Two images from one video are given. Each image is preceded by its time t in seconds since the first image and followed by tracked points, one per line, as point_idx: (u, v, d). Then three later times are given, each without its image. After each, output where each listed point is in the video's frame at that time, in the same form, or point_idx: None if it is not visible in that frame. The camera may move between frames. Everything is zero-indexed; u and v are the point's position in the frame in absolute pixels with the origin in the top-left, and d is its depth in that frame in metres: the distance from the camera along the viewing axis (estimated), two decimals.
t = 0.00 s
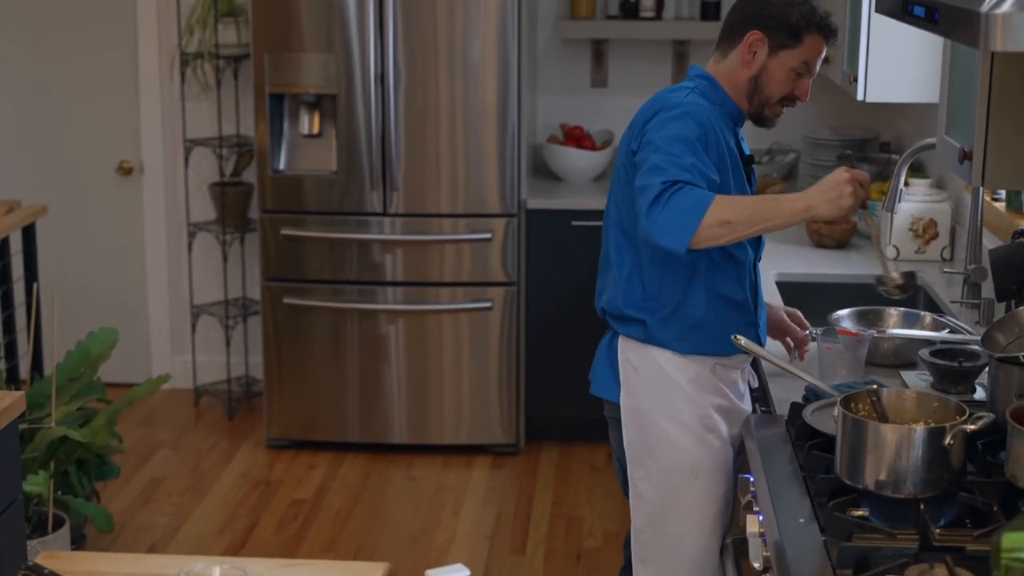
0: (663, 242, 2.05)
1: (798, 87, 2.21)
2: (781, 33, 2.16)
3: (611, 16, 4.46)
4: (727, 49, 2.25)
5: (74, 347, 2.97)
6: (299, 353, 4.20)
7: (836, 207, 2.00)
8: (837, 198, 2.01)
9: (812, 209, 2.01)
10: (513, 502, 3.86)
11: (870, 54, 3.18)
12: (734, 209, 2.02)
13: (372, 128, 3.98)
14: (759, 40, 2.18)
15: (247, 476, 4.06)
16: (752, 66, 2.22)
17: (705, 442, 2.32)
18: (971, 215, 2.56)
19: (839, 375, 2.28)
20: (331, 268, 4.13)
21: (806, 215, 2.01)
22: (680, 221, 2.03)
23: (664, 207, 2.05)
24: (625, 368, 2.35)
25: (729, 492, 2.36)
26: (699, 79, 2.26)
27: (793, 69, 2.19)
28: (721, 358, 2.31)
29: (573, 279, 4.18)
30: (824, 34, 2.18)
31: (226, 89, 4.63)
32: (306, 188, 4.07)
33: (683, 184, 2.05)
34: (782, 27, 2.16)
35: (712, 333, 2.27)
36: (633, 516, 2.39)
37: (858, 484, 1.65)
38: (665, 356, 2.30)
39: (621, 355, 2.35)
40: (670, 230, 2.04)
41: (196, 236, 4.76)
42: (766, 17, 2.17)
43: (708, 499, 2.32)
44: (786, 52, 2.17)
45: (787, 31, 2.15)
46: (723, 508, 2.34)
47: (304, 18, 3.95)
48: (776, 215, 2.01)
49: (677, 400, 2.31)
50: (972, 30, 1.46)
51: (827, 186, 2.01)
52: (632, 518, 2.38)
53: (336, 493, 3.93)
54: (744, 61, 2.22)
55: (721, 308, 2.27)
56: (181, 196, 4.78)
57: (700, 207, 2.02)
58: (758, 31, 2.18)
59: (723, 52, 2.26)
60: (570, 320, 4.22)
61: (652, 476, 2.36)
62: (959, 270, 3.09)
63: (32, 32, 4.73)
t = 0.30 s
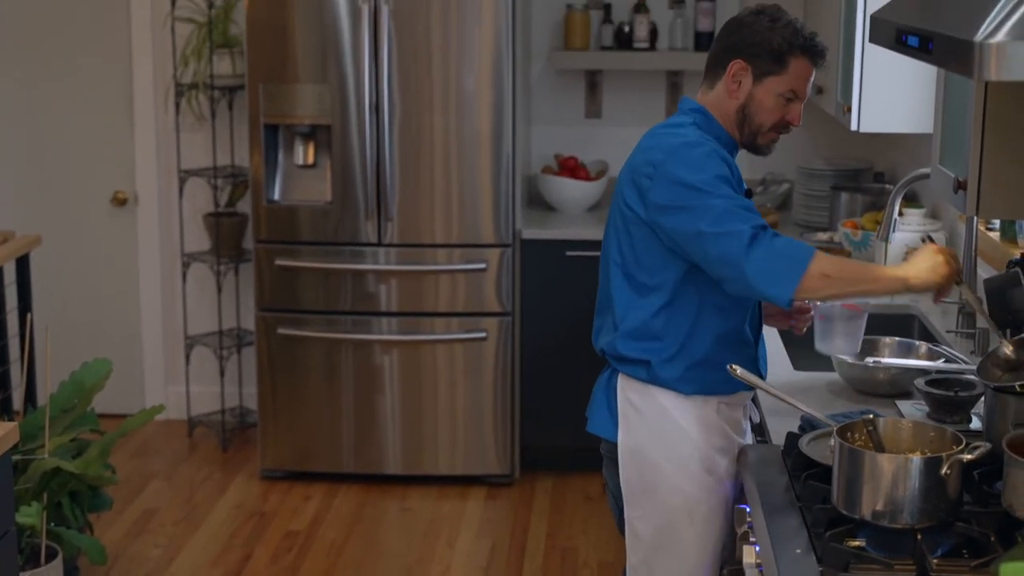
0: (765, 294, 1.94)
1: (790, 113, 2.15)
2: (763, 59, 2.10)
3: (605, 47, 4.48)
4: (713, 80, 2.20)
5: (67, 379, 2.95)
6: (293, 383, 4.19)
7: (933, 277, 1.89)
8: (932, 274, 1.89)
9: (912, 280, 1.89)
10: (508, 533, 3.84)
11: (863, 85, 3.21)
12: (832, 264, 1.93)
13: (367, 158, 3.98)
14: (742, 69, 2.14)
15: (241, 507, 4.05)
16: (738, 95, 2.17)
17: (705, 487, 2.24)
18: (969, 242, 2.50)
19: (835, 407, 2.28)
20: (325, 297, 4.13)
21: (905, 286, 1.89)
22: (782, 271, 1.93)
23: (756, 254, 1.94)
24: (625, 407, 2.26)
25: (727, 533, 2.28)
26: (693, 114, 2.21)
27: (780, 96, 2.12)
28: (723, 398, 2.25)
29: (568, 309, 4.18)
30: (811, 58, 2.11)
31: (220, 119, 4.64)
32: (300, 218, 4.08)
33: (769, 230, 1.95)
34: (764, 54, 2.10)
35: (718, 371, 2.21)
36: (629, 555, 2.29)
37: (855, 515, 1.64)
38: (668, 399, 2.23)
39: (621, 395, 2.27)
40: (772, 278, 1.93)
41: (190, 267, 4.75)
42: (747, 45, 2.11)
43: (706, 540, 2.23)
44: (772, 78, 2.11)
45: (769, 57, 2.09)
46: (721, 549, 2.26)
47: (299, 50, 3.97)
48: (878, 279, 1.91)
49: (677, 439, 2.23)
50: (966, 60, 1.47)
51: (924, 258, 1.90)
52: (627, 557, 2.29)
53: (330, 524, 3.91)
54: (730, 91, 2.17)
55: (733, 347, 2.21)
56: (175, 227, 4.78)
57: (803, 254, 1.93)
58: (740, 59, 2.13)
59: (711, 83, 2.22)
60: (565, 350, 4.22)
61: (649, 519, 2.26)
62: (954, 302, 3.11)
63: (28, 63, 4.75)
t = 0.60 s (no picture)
0: (827, 338, 1.91)
1: (804, 145, 2.13)
2: (780, 91, 2.07)
3: (602, 74, 4.51)
4: (726, 110, 2.17)
5: (65, 405, 2.91)
6: (291, 409, 4.18)
7: (986, 337, 1.97)
8: (984, 334, 1.97)
9: (966, 339, 1.96)
10: (507, 559, 3.83)
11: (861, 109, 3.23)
12: (890, 313, 1.93)
13: (365, 185, 3.99)
14: (757, 100, 2.10)
15: (238, 533, 4.03)
16: (753, 127, 2.14)
17: (721, 521, 2.16)
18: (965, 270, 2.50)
19: (834, 432, 2.28)
20: (323, 323, 4.13)
21: (962, 343, 1.96)
22: (845, 315, 1.91)
23: (815, 297, 1.91)
24: (640, 444, 2.16)
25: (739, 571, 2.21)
26: (710, 146, 2.16)
27: (796, 128, 2.10)
28: (740, 435, 2.17)
29: (566, 335, 4.18)
30: (827, 90, 2.09)
31: (219, 145, 4.66)
32: (298, 245, 4.08)
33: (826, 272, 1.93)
34: (780, 85, 2.07)
35: (741, 411, 2.14)
36: None
37: (855, 538, 1.63)
38: (689, 437, 2.14)
39: (635, 432, 2.16)
40: (835, 323, 1.91)
41: (188, 292, 4.76)
42: (762, 76, 2.08)
43: None
44: (788, 111, 2.08)
45: (785, 88, 2.06)
46: None
47: (297, 78, 3.99)
48: (936, 337, 1.95)
49: (695, 478, 2.14)
50: (964, 85, 1.48)
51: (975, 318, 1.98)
52: None
53: (328, 549, 3.90)
54: (745, 122, 2.14)
55: (758, 387, 2.16)
56: (173, 253, 4.78)
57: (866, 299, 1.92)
58: (756, 91, 2.10)
59: (724, 114, 2.18)
60: (563, 375, 4.22)
61: (664, 556, 2.18)
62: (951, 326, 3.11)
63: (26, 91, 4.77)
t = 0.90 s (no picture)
0: (851, 351, 1.88)
1: (825, 166, 2.06)
2: (805, 109, 2.01)
3: (598, 88, 4.53)
4: (748, 127, 2.09)
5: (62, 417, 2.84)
6: (289, 423, 4.19)
7: (1007, 354, 1.91)
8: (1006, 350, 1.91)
9: (985, 350, 1.90)
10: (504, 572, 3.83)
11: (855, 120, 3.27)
12: (913, 325, 1.91)
13: (362, 198, 4.01)
14: (782, 117, 2.03)
15: (236, 546, 4.03)
16: (777, 145, 2.06)
17: (728, 541, 2.12)
18: (960, 281, 2.49)
19: (831, 442, 2.29)
20: (320, 336, 4.13)
21: (979, 355, 1.91)
22: (868, 328, 1.88)
23: (841, 310, 1.88)
24: (650, 465, 2.09)
25: None
26: (729, 161, 2.09)
27: (819, 147, 2.03)
28: (749, 454, 2.12)
29: (564, 349, 4.19)
30: (851, 109, 2.03)
31: (216, 159, 4.68)
32: (295, 258, 4.09)
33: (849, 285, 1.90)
34: (806, 103, 2.00)
35: (754, 428, 2.09)
36: None
37: (853, 547, 1.64)
38: (699, 457, 2.08)
39: (645, 452, 2.10)
40: (859, 336, 1.88)
41: (185, 306, 4.76)
42: (788, 93, 2.02)
43: None
44: (812, 129, 2.02)
45: (810, 107, 2.00)
46: None
47: (294, 91, 4.00)
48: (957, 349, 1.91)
49: (707, 499, 2.09)
50: (960, 95, 1.49)
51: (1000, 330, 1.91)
52: None
53: (325, 563, 3.90)
54: (768, 140, 2.06)
55: (772, 404, 2.11)
56: (171, 266, 4.79)
57: (888, 310, 1.89)
58: (781, 107, 2.03)
59: (745, 130, 2.11)
60: (560, 388, 4.22)
61: None
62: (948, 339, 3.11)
63: (24, 105, 4.78)
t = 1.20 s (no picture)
0: (841, 350, 1.87)
1: (830, 172, 2.05)
2: (811, 114, 1.99)
3: (589, 92, 4.53)
4: (754, 132, 2.08)
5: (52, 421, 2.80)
6: (279, 428, 4.18)
7: (996, 351, 1.89)
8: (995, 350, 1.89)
9: (974, 345, 1.89)
10: None
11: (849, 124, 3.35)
12: (905, 323, 1.88)
13: (352, 203, 4.01)
14: (789, 122, 2.02)
15: (226, 552, 4.02)
16: (783, 150, 2.05)
17: (724, 547, 2.11)
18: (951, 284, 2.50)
19: (824, 445, 2.29)
20: (310, 342, 4.12)
21: (967, 350, 1.89)
22: (858, 326, 1.87)
23: (831, 309, 1.86)
24: (645, 471, 2.09)
25: None
26: (730, 163, 2.07)
27: (825, 153, 2.02)
28: (746, 460, 2.11)
29: (555, 353, 4.19)
30: (855, 114, 2.02)
31: (206, 165, 4.67)
32: (286, 263, 4.09)
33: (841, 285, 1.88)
34: (812, 108, 1.99)
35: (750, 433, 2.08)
36: None
37: (845, 549, 1.64)
38: (694, 463, 2.07)
39: (640, 456, 2.09)
40: (848, 335, 1.86)
41: (175, 311, 4.75)
42: (795, 98, 2.00)
43: None
44: (818, 135, 2.01)
45: (816, 112, 1.99)
46: None
47: (284, 96, 4.00)
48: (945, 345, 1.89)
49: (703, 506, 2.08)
50: (950, 96, 1.50)
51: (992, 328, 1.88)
52: None
53: (316, 568, 3.89)
54: (774, 145, 2.05)
55: (767, 409, 2.10)
56: (161, 272, 4.78)
57: (879, 308, 1.88)
58: (787, 113, 2.02)
59: (750, 135, 2.09)
60: (551, 393, 4.22)
61: None
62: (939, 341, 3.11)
63: (13, 110, 4.77)
